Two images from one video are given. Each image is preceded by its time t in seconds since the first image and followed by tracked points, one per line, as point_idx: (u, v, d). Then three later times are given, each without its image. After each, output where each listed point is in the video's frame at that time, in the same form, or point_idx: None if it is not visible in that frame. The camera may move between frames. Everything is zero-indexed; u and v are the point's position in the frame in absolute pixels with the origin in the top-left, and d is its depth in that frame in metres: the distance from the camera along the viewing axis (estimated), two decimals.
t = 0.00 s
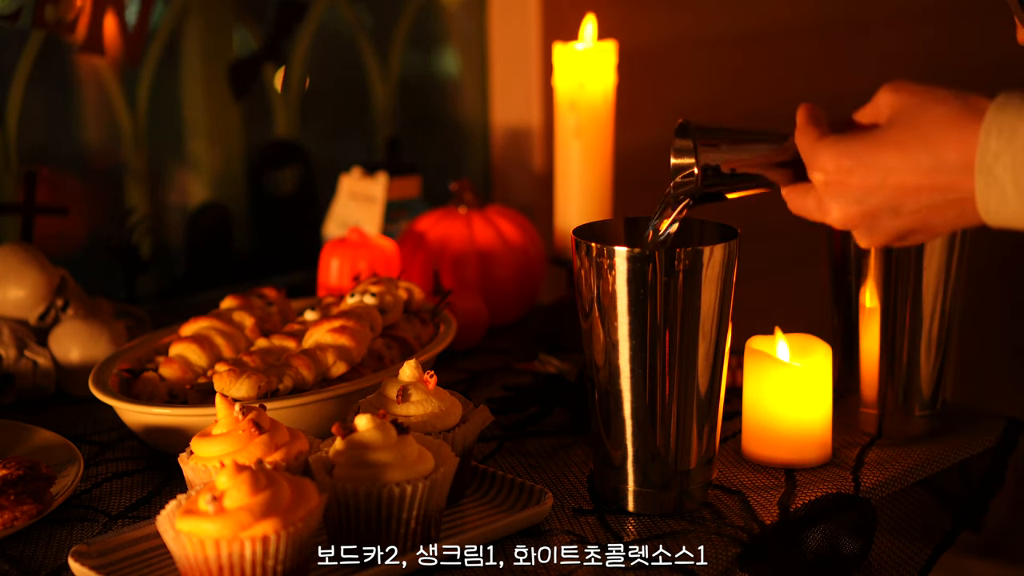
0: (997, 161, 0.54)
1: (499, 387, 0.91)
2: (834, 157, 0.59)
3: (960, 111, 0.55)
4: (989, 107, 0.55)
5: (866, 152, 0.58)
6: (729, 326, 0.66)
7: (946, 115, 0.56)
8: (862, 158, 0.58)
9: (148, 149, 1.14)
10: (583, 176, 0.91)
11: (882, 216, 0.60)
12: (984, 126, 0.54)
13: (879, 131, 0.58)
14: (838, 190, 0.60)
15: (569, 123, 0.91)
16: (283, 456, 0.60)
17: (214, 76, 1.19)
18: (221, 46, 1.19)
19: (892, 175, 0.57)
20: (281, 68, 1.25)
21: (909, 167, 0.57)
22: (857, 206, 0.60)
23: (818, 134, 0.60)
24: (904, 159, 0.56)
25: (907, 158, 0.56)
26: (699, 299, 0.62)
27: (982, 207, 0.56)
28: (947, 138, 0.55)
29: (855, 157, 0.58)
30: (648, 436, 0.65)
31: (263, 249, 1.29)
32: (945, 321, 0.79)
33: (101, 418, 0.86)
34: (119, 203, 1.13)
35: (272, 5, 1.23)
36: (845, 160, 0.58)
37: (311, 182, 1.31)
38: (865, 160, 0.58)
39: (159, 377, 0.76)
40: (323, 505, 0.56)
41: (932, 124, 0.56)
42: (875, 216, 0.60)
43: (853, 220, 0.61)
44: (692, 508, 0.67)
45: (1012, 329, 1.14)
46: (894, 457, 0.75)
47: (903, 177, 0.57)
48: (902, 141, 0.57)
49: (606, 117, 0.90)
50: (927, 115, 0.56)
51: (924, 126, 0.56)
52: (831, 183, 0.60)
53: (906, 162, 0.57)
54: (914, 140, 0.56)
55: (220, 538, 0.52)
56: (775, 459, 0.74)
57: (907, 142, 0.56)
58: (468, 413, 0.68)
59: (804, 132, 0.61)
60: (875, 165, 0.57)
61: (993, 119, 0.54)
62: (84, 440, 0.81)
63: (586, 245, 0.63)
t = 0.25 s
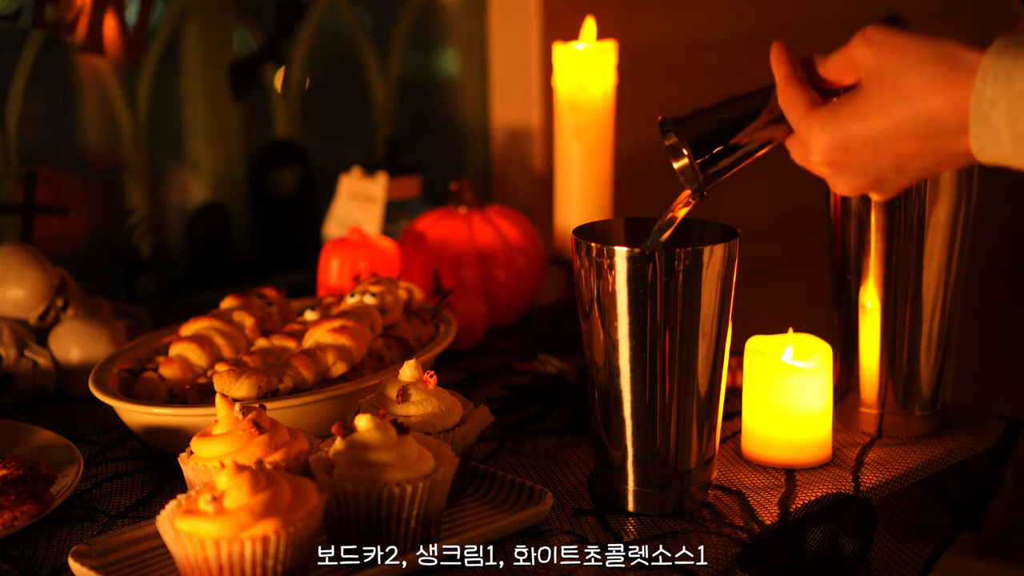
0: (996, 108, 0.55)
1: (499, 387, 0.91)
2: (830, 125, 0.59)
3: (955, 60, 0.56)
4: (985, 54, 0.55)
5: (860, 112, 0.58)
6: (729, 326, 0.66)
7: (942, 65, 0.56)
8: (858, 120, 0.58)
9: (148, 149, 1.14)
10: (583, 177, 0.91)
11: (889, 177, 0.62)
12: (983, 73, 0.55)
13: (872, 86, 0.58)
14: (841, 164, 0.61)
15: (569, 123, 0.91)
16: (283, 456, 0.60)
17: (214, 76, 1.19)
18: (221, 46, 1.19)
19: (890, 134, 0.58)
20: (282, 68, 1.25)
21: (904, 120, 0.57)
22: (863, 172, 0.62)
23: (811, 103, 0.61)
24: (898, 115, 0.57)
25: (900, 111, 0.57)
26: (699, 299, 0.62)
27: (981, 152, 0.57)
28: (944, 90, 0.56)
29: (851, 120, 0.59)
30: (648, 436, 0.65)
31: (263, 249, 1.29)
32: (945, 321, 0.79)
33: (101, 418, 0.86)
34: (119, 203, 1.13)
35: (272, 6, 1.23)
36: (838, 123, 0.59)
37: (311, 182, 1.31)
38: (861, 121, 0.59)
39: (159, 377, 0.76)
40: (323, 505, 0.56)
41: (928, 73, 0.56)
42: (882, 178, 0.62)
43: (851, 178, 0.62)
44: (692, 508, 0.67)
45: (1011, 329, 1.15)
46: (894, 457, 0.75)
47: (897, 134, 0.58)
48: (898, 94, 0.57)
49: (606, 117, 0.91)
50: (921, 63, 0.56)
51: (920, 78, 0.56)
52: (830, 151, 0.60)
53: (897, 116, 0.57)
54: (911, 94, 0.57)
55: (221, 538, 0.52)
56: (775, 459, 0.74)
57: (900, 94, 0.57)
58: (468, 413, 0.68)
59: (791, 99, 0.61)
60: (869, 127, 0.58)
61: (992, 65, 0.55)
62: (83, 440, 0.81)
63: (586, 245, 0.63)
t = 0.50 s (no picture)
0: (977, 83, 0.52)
1: (499, 387, 0.91)
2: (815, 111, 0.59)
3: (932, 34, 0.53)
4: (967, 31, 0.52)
5: (839, 94, 0.57)
6: (729, 326, 0.66)
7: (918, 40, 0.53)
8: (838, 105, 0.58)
9: (148, 149, 1.14)
10: (582, 177, 0.91)
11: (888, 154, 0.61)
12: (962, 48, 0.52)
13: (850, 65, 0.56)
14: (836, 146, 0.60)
15: (569, 124, 0.91)
16: (283, 456, 0.60)
17: (214, 76, 1.19)
18: (221, 46, 1.19)
19: (875, 120, 0.57)
20: (281, 68, 1.25)
21: (885, 99, 0.55)
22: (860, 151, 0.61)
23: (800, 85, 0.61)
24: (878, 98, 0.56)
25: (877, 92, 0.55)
26: (699, 299, 0.62)
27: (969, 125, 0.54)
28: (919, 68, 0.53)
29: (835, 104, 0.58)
30: (648, 436, 0.65)
31: (263, 249, 1.29)
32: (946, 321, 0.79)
33: (101, 418, 0.86)
34: (119, 203, 1.13)
35: (272, 6, 1.23)
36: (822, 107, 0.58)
37: (310, 182, 1.31)
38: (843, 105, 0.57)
39: (159, 377, 0.76)
40: (323, 505, 0.56)
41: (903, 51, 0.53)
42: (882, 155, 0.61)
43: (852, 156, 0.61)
44: (692, 508, 0.67)
45: (1011, 329, 1.14)
46: (894, 457, 0.75)
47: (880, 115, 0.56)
48: (874, 74, 0.55)
49: (606, 117, 0.90)
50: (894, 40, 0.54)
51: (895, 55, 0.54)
52: (821, 139, 0.60)
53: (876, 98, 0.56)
54: (887, 77, 0.55)
55: (220, 538, 0.52)
56: (775, 458, 0.74)
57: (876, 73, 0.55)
58: (468, 413, 0.68)
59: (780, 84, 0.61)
60: (849, 110, 0.57)
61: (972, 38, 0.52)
62: (84, 440, 0.81)
63: (586, 245, 0.63)
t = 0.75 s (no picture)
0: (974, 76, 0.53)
1: (499, 387, 0.91)
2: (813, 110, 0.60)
3: (930, 31, 0.54)
4: (962, 25, 0.53)
5: (834, 93, 0.58)
6: (729, 326, 0.66)
7: (913, 37, 0.54)
8: (836, 104, 0.59)
9: (148, 150, 1.15)
10: (582, 177, 0.91)
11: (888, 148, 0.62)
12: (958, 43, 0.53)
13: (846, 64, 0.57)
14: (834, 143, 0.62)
15: (569, 124, 0.91)
16: (283, 456, 0.60)
17: (214, 76, 1.19)
18: (221, 46, 1.19)
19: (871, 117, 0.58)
20: (282, 68, 1.25)
21: (884, 95, 0.56)
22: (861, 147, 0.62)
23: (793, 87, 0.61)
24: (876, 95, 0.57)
25: (875, 90, 0.56)
26: (699, 299, 0.62)
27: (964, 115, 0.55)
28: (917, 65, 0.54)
29: (833, 102, 0.59)
30: (648, 436, 0.65)
31: (263, 249, 1.29)
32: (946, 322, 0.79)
33: (101, 417, 0.86)
34: (119, 203, 1.13)
35: (272, 6, 1.23)
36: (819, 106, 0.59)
37: (311, 182, 1.31)
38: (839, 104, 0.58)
39: (159, 377, 0.76)
40: (323, 505, 0.56)
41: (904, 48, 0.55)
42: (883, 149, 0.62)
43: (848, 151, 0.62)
44: (692, 508, 0.67)
45: (1012, 329, 1.14)
46: (894, 457, 0.75)
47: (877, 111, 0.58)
48: (871, 72, 0.56)
49: (606, 117, 0.90)
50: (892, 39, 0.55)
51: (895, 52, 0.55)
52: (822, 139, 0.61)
53: (874, 95, 0.57)
54: (882, 74, 0.56)
55: (221, 538, 0.52)
56: (774, 458, 0.74)
57: (873, 71, 0.56)
58: (468, 413, 0.68)
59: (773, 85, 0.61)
60: (844, 108, 0.58)
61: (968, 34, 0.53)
62: (84, 440, 0.81)
63: (586, 245, 0.63)
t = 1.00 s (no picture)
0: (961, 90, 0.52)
1: (499, 387, 0.91)
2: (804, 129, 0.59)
3: (913, 44, 0.53)
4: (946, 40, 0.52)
5: (823, 111, 0.58)
6: (729, 326, 0.66)
7: (901, 51, 0.53)
8: (827, 121, 0.57)
9: (148, 150, 1.15)
10: (581, 177, 0.91)
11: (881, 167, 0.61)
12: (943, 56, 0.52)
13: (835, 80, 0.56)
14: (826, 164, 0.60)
15: (569, 123, 0.91)
16: (283, 456, 0.60)
17: (213, 76, 1.19)
18: (221, 46, 1.19)
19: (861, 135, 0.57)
20: (282, 68, 1.25)
21: (874, 111, 0.55)
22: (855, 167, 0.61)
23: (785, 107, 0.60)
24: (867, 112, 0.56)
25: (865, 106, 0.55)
26: (699, 299, 0.62)
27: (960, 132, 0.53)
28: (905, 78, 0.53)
29: (824, 118, 0.58)
30: (648, 436, 0.65)
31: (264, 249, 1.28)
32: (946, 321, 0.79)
33: (102, 418, 0.86)
34: (119, 204, 1.14)
35: (272, 6, 1.22)
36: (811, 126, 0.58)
37: (311, 182, 1.31)
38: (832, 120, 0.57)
39: (159, 377, 0.76)
40: (323, 505, 0.56)
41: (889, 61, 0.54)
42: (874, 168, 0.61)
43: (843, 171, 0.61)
44: (692, 508, 0.67)
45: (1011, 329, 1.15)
46: (894, 457, 0.75)
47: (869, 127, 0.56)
48: (861, 89, 0.55)
49: (606, 117, 0.90)
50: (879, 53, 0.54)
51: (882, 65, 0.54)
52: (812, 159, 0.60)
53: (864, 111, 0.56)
54: (870, 89, 0.55)
55: (220, 538, 0.52)
56: (774, 458, 0.74)
57: (862, 87, 0.55)
58: (468, 413, 0.68)
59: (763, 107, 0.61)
60: (834, 126, 0.57)
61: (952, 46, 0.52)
62: (84, 440, 0.81)
63: (586, 245, 0.63)
